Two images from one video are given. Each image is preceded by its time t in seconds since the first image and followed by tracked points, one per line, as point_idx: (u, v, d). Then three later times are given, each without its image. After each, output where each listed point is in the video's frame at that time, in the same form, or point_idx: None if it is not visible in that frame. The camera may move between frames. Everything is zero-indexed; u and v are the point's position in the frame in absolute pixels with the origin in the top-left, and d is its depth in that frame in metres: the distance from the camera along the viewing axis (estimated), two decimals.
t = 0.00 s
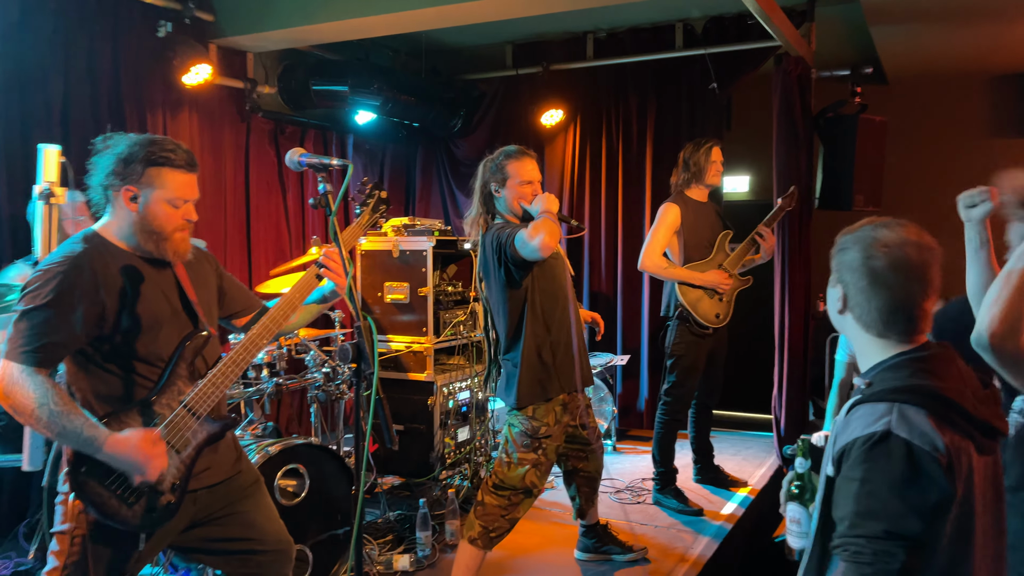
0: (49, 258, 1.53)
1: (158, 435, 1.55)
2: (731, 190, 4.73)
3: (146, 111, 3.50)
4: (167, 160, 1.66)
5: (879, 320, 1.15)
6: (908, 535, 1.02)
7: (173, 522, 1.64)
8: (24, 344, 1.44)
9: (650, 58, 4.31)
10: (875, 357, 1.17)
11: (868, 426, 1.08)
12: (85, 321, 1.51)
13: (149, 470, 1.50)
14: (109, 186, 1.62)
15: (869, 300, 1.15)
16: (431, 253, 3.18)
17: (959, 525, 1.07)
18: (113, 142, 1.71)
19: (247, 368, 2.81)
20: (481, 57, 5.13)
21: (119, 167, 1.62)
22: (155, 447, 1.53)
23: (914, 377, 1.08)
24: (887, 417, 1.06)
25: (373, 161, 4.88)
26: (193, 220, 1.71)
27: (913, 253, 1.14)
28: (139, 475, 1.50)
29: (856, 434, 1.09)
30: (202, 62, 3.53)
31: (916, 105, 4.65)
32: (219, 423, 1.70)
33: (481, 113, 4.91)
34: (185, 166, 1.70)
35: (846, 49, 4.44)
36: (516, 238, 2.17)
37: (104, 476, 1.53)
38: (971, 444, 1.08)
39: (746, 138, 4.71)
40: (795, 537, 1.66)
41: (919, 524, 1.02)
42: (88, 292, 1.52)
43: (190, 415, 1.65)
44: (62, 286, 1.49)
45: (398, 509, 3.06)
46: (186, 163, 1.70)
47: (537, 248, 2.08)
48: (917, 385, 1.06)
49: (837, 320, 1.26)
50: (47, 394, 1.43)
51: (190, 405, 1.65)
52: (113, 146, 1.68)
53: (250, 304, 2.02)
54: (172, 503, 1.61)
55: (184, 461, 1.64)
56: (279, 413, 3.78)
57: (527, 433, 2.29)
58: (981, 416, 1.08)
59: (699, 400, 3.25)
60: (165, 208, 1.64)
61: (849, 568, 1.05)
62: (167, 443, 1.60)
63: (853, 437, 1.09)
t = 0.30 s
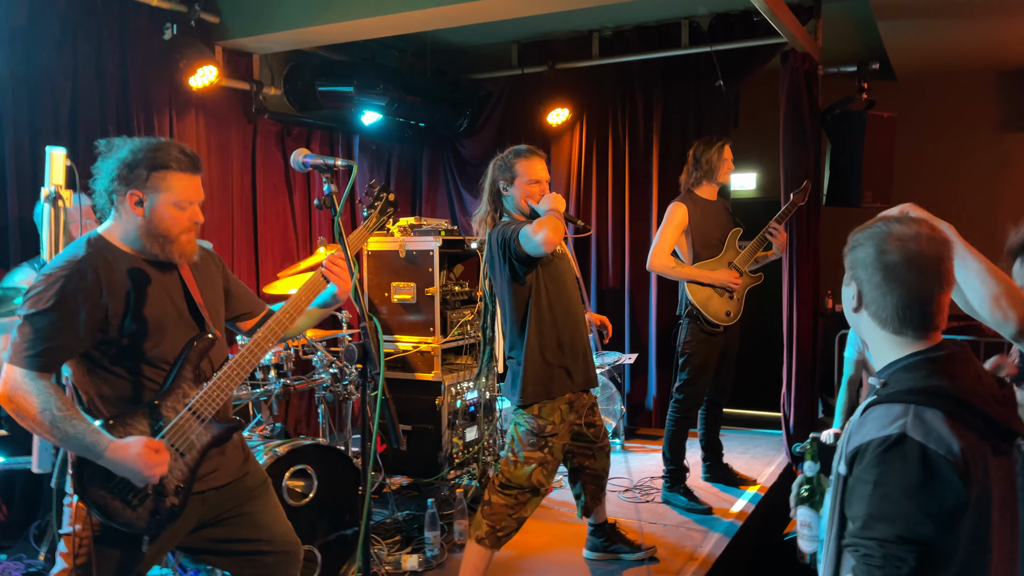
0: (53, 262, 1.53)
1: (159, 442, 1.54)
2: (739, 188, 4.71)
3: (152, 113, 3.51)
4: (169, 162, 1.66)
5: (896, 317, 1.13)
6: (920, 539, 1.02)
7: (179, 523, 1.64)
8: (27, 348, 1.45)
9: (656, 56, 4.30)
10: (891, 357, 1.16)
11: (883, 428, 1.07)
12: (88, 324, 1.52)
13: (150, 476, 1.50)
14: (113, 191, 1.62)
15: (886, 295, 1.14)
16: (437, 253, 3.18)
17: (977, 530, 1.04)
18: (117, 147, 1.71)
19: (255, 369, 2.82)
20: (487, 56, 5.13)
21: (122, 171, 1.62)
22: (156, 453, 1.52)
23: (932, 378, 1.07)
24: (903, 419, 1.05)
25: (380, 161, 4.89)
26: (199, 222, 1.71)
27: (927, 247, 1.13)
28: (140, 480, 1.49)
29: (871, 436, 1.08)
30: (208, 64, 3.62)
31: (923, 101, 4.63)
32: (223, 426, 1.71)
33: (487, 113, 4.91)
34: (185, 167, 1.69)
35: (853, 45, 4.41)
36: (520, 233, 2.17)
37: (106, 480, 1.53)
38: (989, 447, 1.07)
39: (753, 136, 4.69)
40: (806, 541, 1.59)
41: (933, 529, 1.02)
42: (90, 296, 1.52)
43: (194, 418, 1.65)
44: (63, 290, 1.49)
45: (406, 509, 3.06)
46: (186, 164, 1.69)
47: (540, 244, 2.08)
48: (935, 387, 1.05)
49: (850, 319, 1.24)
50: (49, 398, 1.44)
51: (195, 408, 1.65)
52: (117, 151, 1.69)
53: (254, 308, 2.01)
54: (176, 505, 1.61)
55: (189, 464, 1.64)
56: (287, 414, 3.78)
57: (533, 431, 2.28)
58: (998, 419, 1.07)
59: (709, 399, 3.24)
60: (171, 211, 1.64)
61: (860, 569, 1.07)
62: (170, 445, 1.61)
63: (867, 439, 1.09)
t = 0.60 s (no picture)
0: (69, 267, 1.53)
1: (174, 438, 1.54)
2: (746, 191, 4.71)
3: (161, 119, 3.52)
4: (182, 161, 1.67)
5: (911, 321, 1.13)
6: (928, 542, 1.02)
7: (194, 528, 1.64)
8: (43, 354, 1.45)
9: (663, 60, 4.31)
10: (903, 360, 1.16)
11: (894, 431, 1.07)
12: (101, 328, 1.52)
13: (166, 476, 1.50)
14: (128, 199, 1.63)
15: (901, 298, 1.14)
16: (446, 257, 3.19)
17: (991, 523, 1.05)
18: (126, 152, 1.72)
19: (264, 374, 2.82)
20: (494, 61, 5.14)
21: (137, 175, 1.63)
22: (171, 450, 1.52)
23: (944, 382, 1.07)
24: (913, 422, 1.06)
25: (387, 165, 4.89)
26: (217, 219, 1.72)
27: (945, 250, 1.13)
28: (156, 480, 1.50)
29: (881, 439, 1.09)
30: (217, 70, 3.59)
31: (931, 104, 4.62)
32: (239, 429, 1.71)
33: (495, 117, 4.93)
34: (198, 166, 1.70)
35: (861, 49, 4.41)
36: (525, 237, 2.17)
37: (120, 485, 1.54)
38: (1000, 456, 1.05)
39: (760, 140, 4.69)
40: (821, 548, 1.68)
41: (941, 533, 1.01)
42: (104, 300, 1.53)
43: (212, 420, 1.65)
44: (78, 295, 1.49)
45: (414, 514, 3.06)
46: (198, 161, 1.70)
47: (545, 245, 2.08)
48: (946, 391, 1.05)
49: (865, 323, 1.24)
50: (64, 402, 1.44)
51: (213, 411, 1.65)
52: (127, 156, 1.69)
53: (263, 318, 2.01)
54: (192, 509, 1.61)
55: (205, 466, 1.64)
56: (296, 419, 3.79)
57: (542, 436, 2.28)
58: (1011, 426, 1.05)
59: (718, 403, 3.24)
60: (191, 209, 1.65)
61: (866, 572, 1.06)
62: (187, 447, 1.61)
63: (878, 441, 1.09)
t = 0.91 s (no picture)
0: (87, 273, 1.54)
1: (188, 447, 1.55)
2: (760, 195, 4.69)
3: (177, 126, 3.55)
4: (204, 172, 1.66)
5: (928, 323, 1.10)
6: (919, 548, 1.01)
7: (209, 536, 1.64)
8: (60, 360, 1.46)
9: (676, 64, 4.30)
10: (920, 364, 1.13)
11: (896, 433, 1.06)
12: (120, 335, 1.53)
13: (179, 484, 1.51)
14: (149, 204, 1.64)
15: (917, 301, 1.11)
16: (460, 263, 3.19)
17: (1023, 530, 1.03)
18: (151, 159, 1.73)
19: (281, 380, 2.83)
20: (506, 66, 5.15)
21: (158, 182, 1.64)
22: (185, 459, 1.53)
23: (955, 386, 1.04)
24: (917, 425, 1.04)
25: (401, 171, 4.90)
26: (233, 230, 1.72)
27: (963, 251, 1.10)
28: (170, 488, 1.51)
29: (883, 440, 1.08)
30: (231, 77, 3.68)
31: (946, 105, 4.58)
32: (254, 438, 1.70)
33: (508, 122, 4.93)
34: (221, 178, 1.69)
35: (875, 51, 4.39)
36: (541, 243, 2.19)
37: (138, 492, 1.54)
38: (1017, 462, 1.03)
39: (774, 143, 4.67)
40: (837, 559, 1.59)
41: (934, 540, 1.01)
42: (123, 307, 1.54)
43: (225, 429, 1.65)
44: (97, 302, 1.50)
45: (430, 520, 3.05)
46: (221, 174, 1.70)
47: (560, 253, 2.10)
48: (955, 395, 1.03)
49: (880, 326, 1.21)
50: (81, 410, 1.45)
51: (226, 419, 1.65)
52: (150, 163, 1.71)
53: (285, 317, 2.03)
54: (207, 517, 1.62)
55: (220, 475, 1.64)
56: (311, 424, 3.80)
57: (556, 441, 2.27)
58: None
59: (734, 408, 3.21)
60: (207, 220, 1.65)
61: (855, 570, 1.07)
62: (201, 455, 1.61)
63: (880, 442, 1.08)
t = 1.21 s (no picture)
0: (76, 274, 1.53)
1: (179, 450, 1.53)
2: (755, 196, 4.70)
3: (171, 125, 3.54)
4: (194, 172, 1.66)
5: (914, 323, 1.07)
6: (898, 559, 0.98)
7: (201, 536, 1.63)
8: (50, 361, 1.44)
9: (671, 64, 4.30)
10: (907, 368, 1.09)
11: (877, 437, 1.02)
12: (110, 337, 1.52)
13: (170, 487, 1.50)
14: (138, 205, 1.63)
15: (902, 299, 1.08)
16: (455, 262, 3.18)
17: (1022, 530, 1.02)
18: (139, 160, 1.72)
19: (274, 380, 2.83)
20: (502, 66, 5.15)
21: (147, 183, 1.63)
22: (176, 462, 1.51)
23: (941, 392, 1.01)
24: (899, 431, 1.00)
25: (396, 171, 4.89)
26: (226, 230, 1.71)
27: (948, 249, 1.07)
28: (161, 491, 1.49)
29: (863, 445, 1.04)
30: (227, 76, 3.57)
31: (940, 107, 4.60)
32: (245, 437, 1.70)
33: (503, 122, 4.93)
34: (210, 176, 1.69)
35: (870, 52, 4.40)
36: (543, 238, 2.18)
37: (131, 493, 1.53)
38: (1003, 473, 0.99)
39: (770, 144, 4.68)
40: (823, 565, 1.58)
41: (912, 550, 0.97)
42: (113, 309, 1.52)
43: (217, 429, 1.65)
44: (87, 303, 1.49)
45: (424, 520, 3.05)
46: (211, 173, 1.69)
47: (563, 248, 2.09)
48: (940, 401, 0.99)
49: (868, 330, 1.18)
50: (71, 412, 1.44)
51: (218, 420, 1.65)
52: (139, 164, 1.69)
53: (278, 316, 2.02)
54: (199, 518, 1.61)
55: (212, 476, 1.64)
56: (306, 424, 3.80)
57: (552, 442, 2.26)
58: (1013, 444, 1.00)
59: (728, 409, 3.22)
60: (199, 220, 1.65)
61: None
62: (193, 457, 1.60)
63: (860, 447, 1.04)
